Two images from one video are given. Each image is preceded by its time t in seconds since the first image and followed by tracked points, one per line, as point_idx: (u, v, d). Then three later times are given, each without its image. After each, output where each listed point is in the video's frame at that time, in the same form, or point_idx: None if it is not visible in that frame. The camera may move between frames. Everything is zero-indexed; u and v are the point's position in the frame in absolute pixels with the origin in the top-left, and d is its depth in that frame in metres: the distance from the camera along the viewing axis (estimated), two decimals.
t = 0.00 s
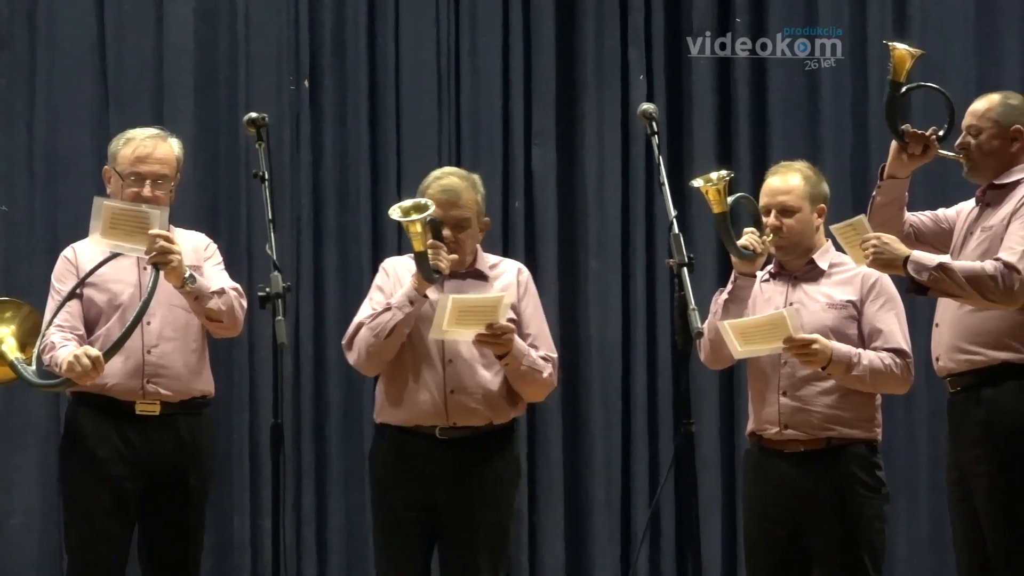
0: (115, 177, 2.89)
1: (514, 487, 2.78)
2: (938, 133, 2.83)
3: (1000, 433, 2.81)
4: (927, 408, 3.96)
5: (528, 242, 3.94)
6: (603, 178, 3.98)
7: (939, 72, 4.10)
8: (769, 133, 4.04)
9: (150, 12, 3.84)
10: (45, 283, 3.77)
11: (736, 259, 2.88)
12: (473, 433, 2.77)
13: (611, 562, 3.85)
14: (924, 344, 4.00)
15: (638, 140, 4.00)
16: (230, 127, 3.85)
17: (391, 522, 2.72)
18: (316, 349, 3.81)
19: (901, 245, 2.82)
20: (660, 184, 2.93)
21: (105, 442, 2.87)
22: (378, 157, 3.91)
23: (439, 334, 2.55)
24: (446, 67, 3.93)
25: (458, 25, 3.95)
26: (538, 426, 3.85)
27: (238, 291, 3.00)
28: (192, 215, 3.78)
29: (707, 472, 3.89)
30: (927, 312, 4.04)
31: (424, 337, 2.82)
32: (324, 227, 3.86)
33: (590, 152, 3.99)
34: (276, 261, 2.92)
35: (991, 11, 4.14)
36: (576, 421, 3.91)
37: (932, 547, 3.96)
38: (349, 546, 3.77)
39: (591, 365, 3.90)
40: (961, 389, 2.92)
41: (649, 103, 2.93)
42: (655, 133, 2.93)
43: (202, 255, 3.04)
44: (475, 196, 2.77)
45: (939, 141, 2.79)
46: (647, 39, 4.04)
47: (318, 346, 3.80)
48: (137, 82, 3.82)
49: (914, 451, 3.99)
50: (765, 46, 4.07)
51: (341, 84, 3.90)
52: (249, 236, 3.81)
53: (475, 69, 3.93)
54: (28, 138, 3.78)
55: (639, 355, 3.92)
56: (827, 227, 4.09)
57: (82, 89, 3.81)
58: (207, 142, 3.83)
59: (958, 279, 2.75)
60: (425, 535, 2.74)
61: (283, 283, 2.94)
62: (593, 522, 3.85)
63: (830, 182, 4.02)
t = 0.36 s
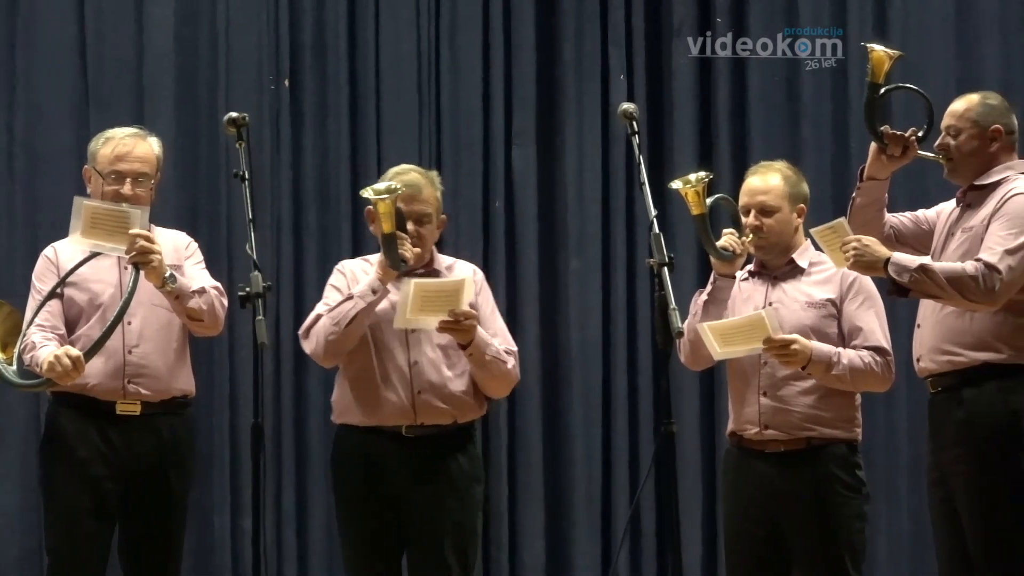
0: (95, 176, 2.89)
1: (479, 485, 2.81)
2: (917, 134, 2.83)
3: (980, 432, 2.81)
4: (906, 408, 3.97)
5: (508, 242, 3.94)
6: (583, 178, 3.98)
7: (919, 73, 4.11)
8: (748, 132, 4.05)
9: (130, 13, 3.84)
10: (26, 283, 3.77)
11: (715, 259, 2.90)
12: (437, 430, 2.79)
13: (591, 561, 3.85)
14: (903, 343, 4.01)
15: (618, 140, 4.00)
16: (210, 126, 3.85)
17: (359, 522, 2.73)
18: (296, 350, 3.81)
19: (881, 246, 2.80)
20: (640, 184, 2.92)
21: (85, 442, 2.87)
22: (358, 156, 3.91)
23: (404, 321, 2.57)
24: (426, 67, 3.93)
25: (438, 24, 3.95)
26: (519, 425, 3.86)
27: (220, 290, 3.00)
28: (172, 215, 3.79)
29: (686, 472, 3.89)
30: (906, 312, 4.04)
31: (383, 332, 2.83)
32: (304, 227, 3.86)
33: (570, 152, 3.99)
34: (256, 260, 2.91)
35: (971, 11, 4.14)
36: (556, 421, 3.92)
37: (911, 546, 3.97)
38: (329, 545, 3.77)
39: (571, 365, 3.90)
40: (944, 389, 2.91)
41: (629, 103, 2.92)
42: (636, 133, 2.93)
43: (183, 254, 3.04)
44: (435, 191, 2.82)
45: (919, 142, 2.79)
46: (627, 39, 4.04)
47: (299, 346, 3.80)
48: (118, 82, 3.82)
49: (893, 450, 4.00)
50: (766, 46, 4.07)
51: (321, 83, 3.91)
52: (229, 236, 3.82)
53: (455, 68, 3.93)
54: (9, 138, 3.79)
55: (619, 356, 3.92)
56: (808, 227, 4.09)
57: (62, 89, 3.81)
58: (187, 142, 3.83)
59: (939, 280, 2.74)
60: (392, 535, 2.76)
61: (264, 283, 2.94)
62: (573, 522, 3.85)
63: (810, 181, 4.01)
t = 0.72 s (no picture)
0: (70, 177, 2.89)
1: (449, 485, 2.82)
2: (894, 135, 2.83)
3: (954, 433, 2.81)
4: (881, 407, 3.98)
5: (484, 243, 3.94)
6: (559, 179, 3.98)
7: (895, 73, 4.11)
8: (724, 133, 4.05)
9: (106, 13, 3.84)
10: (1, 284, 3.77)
11: (691, 256, 2.91)
12: (408, 433, 2.80)
13: (567, 562, 3.85)
14: (878, 344, 4.01)
15: (594, 141, 4.00)
16: (186, 127, 3.85)
17: (329, 523, 2.73)
18: (271, 350, 3.81)
19: (857, 245, 2.77)
20: (616, 185, 2.89)
21: (60, 442, 2.87)
22: (334, 157, 3.91)
23: (372, 311, 2.58)
24: (402, 68, 3.93)
25: (414, 25, 3.95)
26: (494, 426, 3.86)
27: (195, 291, 3.00)
28: (148, 216, 3.79)
29: (661, 472, 3.90)
30: (882, 312, 4.06)
31: (355, 337, 2.83)
32: (279, 228, 3.86)
33: (546, 153, 3.99)
34: (232, 261, 2.91)
35: (948, 11, 4.14)
36: (532, 422, 3.92)
37: (886, 545, 3.98)
38: (304, 545, 3.78)
39: (547, 366, 3.91)
40: (918, 390, 2.91)
41: (604, 105, 2.91)
42: (612, 134, 2.92)
43: (158, 254, 3.04)
44: (401, 191, 2.82)
45: (896, 143, 2.79)
46: (603, 40, 4.04)
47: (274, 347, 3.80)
48: (93, 82, 3.82)
49: (869, 449, 4.02)
50: (767, 45, 4.08)
51: (297, 84, 3.91)
52: (204, 236, 3.82)
53: (431, 69, 3.94)
54: None
55: (595, 356, 3.92)
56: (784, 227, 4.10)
57: (37, 89, 3.80)
58: (163, 143, 3.84)
59: (915, 280, 2.72)
60: (362, 535, 2.76)
61: (239, 283, 2.94)
62: (549, 522, 3.86)
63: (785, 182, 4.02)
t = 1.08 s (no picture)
0: (48, 178, 2.88)
1: (434, 485, 2.81)
2: (872, 135, 2.83)
3: (931, 431, 2.81)
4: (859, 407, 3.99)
5: (462, 243, 3.95)
6: (537, 179, 3.98)
7: (873, 73, 4.12)
8: (702, 133, 4.05)
9: (85, 14, 3.84)
10: None
11: (670, 258, 2.92)
12: (396, 431, 2.80)
13: (545, 562, 3.86)
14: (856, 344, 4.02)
15: (572, 141, 4.00)
16: (165, 127, 3.86)
17: (314, 522, 2.73)
18: (250, 350, 3.81)
19: (834, 245, 2.77)
20: (594, 185, 2.88)
21: (37, 443, 2.86)
22: (312, 157, 3.91)
23: (351, 311, 2.54)
24: (380, 68, 3.93)
25: (393, 25, 3.95)
26: (473, 426, 3.87)
27: (173, 291, 3.00)
28: (126, 216, 3.79)
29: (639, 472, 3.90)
30: (860, 312, 4.07)
31: (345, 335, 2.84)
32: (258, 228, 3.86)
33: (524, 153, 3.99)
34: (210, 262, 2.90)
35: (927, 11, 4.15)
36: (510, 421, 3.93)
37: (865, 544, 3.99)
38: (283, 545, 3.78)
39: (525, 366, 3.91)
40: (894, 391, 2.92)
41: (582, 106, 2.91)
42: (590, 134, 2.92)
43: (136, 255, 3.04)
44: (392, 189, 2.81)
45: (874, 142, 2.79)
46: (582, 41, 4.04)
47: (252, 347, 3.80)
48: (72, 83, 3.83)
49: (847, 449, 4.03)
50: (768, 46, 4.08)
51: (275, 84, 3.91)
52: (182, 236, 3.82)
53: (409, 69, 3.94)
54: None
55: (573, 356, 3.92)
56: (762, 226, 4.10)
57: (16, 89, 3.81)
58: (141, 143, 3.84)
59: (892, 281, 2.72)
60: (348, 535, 2.75)
61: (217, 283, 2.93)
62: (527, 523, 3.86)
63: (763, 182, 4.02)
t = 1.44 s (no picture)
0: (29, 178, 2.88)
1: (423, 484, 2.82)
2: (853, 134, 2.84)
3: (913, 430, 2.81)
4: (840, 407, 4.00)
5: (444, 244, 3.95)
6: (519, 179, 3.98)
7: (854, 73, 4.12)
8: (684, 133, 4.05)
9: (67, 13, 3.83)
10: None
11: (652, 258, 2.91)
12: (385, 428, 2.80)
13: (527, 562, 3.85)
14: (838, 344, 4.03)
15: (554, 140, 4.00)
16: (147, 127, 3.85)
17: (304, 520, 2.73)
18: (231, 350, 3.81)
19: (816, 245, 2.77)
20: (577, 186, 2.87)
21: (18, 443, 2.84)
22: (294, 157, 3.91)
23: (345, 305, 2.56)
24: (362, 69, 3.94)
25: (374, 25, 3.95)
26: (455, 426, 3.86)
27: (154, 291, 3.00)
28: (106, 216, 3.78)
29: (621, 472, 3.91)
30: (841, 312, 4.08)
31: (334, 328, 2.85)
32: (239, 228, 3.86)
33: (506, 153, 3.98)
34: (191, 261, 2.89)
35: (908, 12, 4.16)
36: (492, 422, 3.92)
37: (846, 544, 4.00)
38: (264, 545, 3.77)
39: (507, 366, 3.91)
40: (875, 390, 2.92)
41: (564, 106, 2.91)
42: (572, 134, 2.92)
43: (117, 255, 3.04)
44: (384, 186, 2.84)
45: (856, 141, 2.80)
46: (563, 41, 4.04)
47: (234, 347, 3.80)
48: (54, 82, 3.81)
49: (829, 449, 4.03)
50: (768, 46, 4.11)
51: (257, 84, 3.91)
52: (164, 236, 3.81)
53: (391, 69, 3.94)
54: None
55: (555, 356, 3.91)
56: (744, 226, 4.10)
57: None
58: (122, 143, 3.83)
59: (873, 281, 2.72)
60: (337, 535, 2.75)
61: (199, 283, 2.92)
62: (509, 522, 3.86)
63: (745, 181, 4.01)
